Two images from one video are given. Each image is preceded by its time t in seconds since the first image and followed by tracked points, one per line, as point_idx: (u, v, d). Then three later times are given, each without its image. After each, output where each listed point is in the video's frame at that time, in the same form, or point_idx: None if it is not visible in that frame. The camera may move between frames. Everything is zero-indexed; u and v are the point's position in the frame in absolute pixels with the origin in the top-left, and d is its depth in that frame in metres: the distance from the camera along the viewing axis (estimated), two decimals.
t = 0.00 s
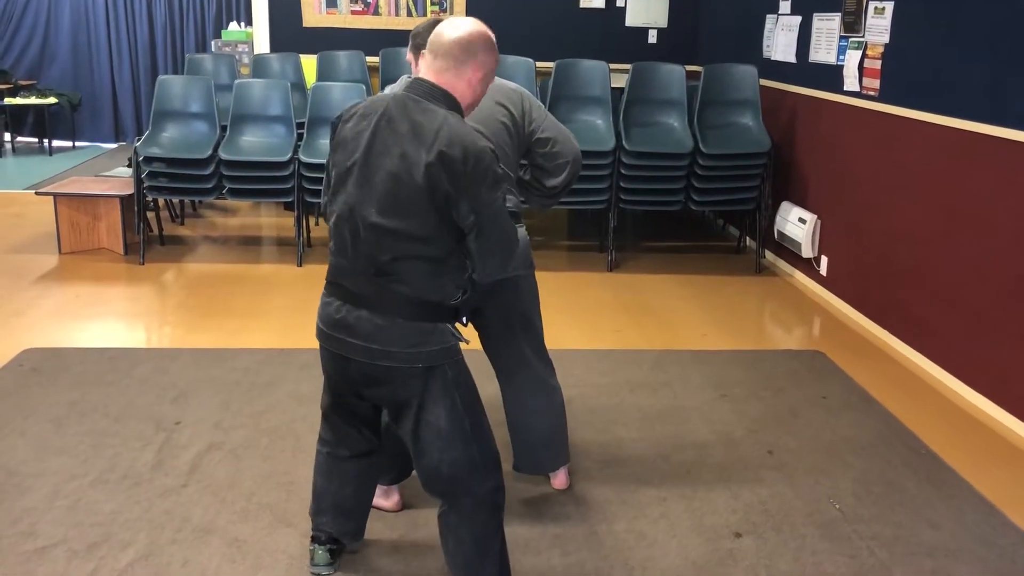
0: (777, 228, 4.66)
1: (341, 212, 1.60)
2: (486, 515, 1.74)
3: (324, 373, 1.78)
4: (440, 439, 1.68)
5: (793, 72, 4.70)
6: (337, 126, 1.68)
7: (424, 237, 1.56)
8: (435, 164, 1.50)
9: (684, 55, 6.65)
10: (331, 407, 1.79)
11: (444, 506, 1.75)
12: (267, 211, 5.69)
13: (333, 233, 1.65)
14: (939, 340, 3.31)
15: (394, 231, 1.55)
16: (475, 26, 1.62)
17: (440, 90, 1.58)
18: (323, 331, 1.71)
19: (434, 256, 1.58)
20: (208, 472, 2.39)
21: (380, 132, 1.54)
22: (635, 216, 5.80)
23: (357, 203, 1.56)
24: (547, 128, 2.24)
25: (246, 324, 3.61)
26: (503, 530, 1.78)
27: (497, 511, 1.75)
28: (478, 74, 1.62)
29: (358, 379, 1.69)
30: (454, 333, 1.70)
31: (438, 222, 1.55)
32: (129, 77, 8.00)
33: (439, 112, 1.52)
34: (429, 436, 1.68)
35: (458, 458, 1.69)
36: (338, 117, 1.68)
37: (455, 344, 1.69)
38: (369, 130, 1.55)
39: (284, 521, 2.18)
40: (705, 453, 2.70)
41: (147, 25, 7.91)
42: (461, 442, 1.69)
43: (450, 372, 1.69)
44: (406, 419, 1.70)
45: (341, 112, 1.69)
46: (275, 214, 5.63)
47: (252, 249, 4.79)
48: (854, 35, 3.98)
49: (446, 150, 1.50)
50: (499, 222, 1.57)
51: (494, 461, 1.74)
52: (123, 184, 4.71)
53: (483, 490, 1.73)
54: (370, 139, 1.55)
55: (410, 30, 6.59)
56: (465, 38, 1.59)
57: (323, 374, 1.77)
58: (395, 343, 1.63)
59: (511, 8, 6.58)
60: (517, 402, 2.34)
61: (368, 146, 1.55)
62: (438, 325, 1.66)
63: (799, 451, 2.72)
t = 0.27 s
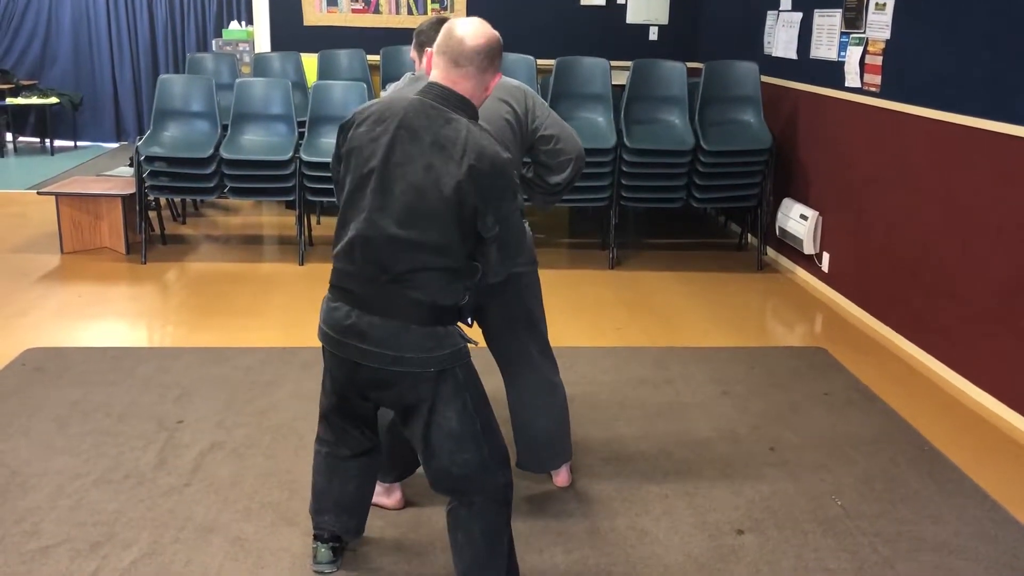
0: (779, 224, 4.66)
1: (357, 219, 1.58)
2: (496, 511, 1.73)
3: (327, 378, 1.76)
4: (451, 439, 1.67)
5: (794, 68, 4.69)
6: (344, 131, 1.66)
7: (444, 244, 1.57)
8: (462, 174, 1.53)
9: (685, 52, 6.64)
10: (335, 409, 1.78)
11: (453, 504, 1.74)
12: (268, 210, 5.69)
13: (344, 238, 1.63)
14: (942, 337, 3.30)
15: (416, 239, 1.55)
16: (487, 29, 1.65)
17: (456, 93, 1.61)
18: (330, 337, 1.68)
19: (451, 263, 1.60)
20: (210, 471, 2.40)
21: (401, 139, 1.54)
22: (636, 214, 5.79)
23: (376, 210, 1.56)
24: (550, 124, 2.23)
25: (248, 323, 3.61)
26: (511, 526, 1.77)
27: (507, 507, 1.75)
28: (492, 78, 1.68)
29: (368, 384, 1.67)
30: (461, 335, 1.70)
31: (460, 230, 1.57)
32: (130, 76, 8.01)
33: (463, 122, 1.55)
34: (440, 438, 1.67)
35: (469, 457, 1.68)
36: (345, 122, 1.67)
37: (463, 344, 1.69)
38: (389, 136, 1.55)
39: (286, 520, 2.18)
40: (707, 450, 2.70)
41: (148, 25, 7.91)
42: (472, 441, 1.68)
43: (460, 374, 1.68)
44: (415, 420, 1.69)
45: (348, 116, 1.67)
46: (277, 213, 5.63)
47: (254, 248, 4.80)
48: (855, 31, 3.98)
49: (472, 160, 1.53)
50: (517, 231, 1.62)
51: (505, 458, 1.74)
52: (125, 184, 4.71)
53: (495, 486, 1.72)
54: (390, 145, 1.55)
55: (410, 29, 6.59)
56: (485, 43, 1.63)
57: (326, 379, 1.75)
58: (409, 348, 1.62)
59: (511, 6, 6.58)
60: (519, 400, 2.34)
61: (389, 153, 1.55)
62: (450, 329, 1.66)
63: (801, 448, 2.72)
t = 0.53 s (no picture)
0: (779, 221, 4.65)
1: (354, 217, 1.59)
2: (495, 512, 1.73)
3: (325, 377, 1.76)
4: (449, 439, 1.67)
5: (794, 65, 4.68)
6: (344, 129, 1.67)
7: (439, 243, 1.56)
8: (457, 171, 1.52)
9: (685, 50, 6.63)
10: (334, 408, 1.78)
11: (452, 505, 1.74)
12: (269, 211, 5.70)
13: (342, 236, 1.63)
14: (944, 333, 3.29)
15: (412, 237, 1.55)
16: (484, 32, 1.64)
17: (454, 93, 1.61)
18: (327, 336, 1.69)
19: (447, 262, 1.59)
20: (211, 474, 2.40)
21: (398, 137, 1.55)
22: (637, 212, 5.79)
23: (372, 208, 1.56)
24: (549, 123, 2.23)
25: (250, 325, 3.61)
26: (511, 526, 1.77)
27: (506, 507, 1.74)
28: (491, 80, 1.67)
29: (365, 383, 1.68)
30: (459, 335, 1.70)
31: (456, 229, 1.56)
32: (130, 79, 8.02)
33: (459, 120, 1.55)
34: (437, 438, 1.67)
35: (467, 457, 1.68)
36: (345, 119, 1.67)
37: (461, 344, 1.69)
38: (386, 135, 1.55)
39: (287, 521, 2.18)
40: (708, 448, 2.69)
41: (148, 27, 7.92)
42: (469, 441, 1.68)
43: (457, 374, 1.68)
44: (412, 420, 1.69)
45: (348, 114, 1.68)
46: (278, 214, 5.63)
47: (255, 249, 4.80)
48: (855, 27, 3.97)
49: (469, 159, 1.52)
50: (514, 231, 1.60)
51: (503, 459, 1.73)
52: (125, 186, 4.72)
53: (492, 486, 1.71)
54: (387, 144, 1.55)
55: (410, 28, 6.59)
56: (484, 48, 1.62)
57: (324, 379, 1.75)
58: (405, 348, 1.62)
59: (511, 5, 6.57)
60: (519, 400, 2.33)
61: (386, 151, 1.55)
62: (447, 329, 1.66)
63: (802, 445, 2.72)
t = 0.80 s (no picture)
0: (780, 219, 4.64)
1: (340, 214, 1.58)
2: (482, 513, 1.73)
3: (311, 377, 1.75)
4: (436, 439, 1.67)
5: (793, 62, 4.66)
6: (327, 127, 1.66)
7: (427, 240, 1.56)
8: (445, 166, 1.52)
9: (685, 48, 6.62)
10: (320, 410, 1.77)
11: (439, 507, 1.74)
12: (270, 213, 5.70)
13: (328, 234, 1.63)
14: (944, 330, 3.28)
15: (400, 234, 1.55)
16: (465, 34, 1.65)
17: (439, 91, 1.61)
18: (312, 334, 1.68)
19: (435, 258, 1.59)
20: (206, 476, 2.40)
21: (385, 134, 1.54)
22: (637, 210, 5.78)
23: (359, 204, 1.55)
24: (543, 122, 2.22)
25: (248, 327, 3.61)
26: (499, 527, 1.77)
27: (493, 509, 1.74)
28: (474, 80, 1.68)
29: (352, 381, 1.67)
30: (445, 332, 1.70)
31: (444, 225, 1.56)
32: (131, 82, 8.03)
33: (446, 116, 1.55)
34: (424, 436, 1.67)
35: (454, 457, 1.68)
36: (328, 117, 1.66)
37: (448, 342, 1.69)
38: (372, 131, 1.55)
39: (282, 524, 2.18)
40: (706, 447, 2.68)
41: (149, 30, 7.94)
42: (456, 441, 1.68)
43: (444, 371, 1.68)
44: (399, 419, 1.69)
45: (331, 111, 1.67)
46: (279, 216, 5.64)
47: (256, 251, 4.80)
48: (853, 23, 3.95)
49: (457, 154, 1.53)
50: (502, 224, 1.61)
51: (489, 459, 1.73)
52: (125, 189, 4.72)
53: (479, 487, 1.71)
54: (373, 140, 1.54)
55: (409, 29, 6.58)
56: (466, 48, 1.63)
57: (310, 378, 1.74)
58: (393, 345, 1.62)
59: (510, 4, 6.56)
60: (514, 400, 2.33)
61: (373, 148, 1.54)
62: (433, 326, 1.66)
63: (800, 444, 2.71)
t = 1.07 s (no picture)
0: (784, 219, 4.61)
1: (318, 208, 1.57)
2: (462, 510, 1.74)
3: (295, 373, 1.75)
4: (417, 434, 1.67)
5: (799, 61, 4.63)
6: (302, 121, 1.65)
7: (406, 231, 1.56)
8: (419, 156, 1.52)
9: (693, 47, 6.58)
10: (304, 406, 1.77)
11: (419, 504, 1.75)
12: (275, 210, 5.72)
13: (307, 229, 1.62)
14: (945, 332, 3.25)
15: (377, 226, 1.54)
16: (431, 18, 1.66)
17: (408, 81, 1.60)
18: (296, 329, 1.67)
19: (414, 249, 1.59)
20: (197, 473, 2.40)
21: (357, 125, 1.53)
22: (642, 210, 5.75)
23: (336, 198, 1.55)
24: (531, 119, 2.21)
25: (246, 324, 3.62)
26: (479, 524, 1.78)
27: (472, 507, 1.75)
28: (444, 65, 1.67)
29: (335, 375, 1.67)
30: (428, 325, 1.70)
31: (422, 215, 1.56)
32: (141, 79, 8.08)
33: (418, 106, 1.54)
34: (406, 431, 1.67)
35: (434, 453, 1.68)
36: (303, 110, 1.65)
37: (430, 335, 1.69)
38: (346, 124, 1.54)
39: (270, 522, 2.18)
40: (700, 449, 2.67)
41: (159, 28, 7.97)
42: (436, 436, 1.68)
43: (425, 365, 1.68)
44: (380, 414, 1.69)
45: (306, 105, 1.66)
46: (284, 213, 5.65)
47: (260, 248, 4.82)
48: (858, 23, 3.92)
49: (431, 143, 1.52)
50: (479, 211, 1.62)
51: (469, 456, 1.74)
52: (129, 186, 4.75)
53: (458, 483, 1.72)
54: (347, 132, 1.53)
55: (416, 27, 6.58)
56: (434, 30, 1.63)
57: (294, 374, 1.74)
58: (374, 338, 1.62)
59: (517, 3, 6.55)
60: (504, 400, 2.32)
61: (346, 141, 1.53)
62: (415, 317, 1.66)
63: (795, 446, 2.69)
